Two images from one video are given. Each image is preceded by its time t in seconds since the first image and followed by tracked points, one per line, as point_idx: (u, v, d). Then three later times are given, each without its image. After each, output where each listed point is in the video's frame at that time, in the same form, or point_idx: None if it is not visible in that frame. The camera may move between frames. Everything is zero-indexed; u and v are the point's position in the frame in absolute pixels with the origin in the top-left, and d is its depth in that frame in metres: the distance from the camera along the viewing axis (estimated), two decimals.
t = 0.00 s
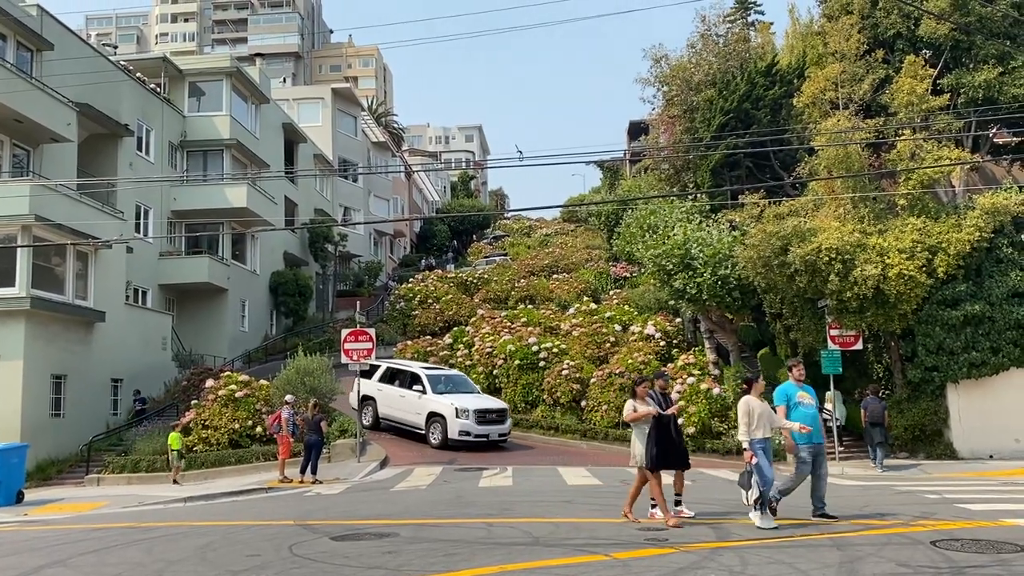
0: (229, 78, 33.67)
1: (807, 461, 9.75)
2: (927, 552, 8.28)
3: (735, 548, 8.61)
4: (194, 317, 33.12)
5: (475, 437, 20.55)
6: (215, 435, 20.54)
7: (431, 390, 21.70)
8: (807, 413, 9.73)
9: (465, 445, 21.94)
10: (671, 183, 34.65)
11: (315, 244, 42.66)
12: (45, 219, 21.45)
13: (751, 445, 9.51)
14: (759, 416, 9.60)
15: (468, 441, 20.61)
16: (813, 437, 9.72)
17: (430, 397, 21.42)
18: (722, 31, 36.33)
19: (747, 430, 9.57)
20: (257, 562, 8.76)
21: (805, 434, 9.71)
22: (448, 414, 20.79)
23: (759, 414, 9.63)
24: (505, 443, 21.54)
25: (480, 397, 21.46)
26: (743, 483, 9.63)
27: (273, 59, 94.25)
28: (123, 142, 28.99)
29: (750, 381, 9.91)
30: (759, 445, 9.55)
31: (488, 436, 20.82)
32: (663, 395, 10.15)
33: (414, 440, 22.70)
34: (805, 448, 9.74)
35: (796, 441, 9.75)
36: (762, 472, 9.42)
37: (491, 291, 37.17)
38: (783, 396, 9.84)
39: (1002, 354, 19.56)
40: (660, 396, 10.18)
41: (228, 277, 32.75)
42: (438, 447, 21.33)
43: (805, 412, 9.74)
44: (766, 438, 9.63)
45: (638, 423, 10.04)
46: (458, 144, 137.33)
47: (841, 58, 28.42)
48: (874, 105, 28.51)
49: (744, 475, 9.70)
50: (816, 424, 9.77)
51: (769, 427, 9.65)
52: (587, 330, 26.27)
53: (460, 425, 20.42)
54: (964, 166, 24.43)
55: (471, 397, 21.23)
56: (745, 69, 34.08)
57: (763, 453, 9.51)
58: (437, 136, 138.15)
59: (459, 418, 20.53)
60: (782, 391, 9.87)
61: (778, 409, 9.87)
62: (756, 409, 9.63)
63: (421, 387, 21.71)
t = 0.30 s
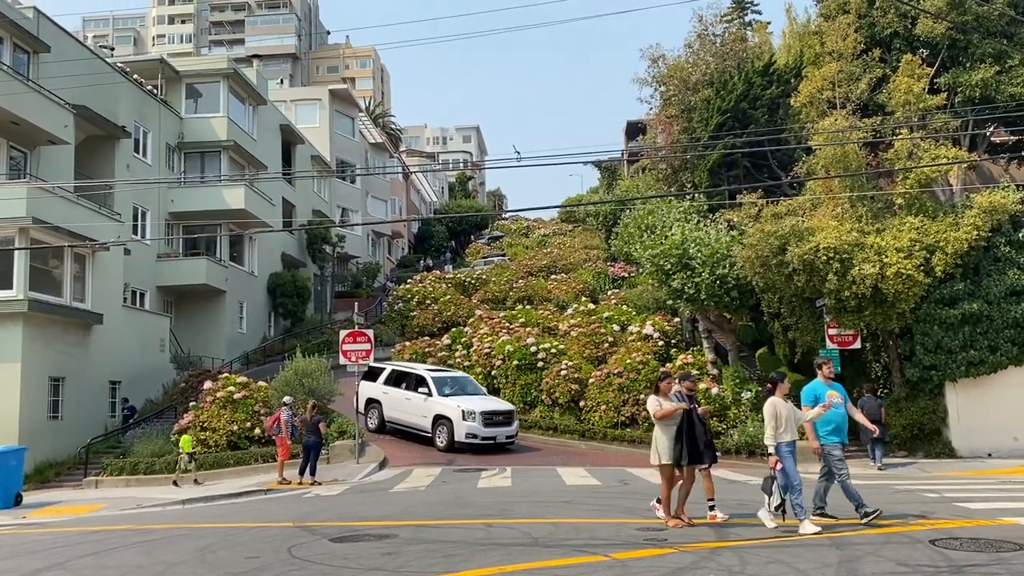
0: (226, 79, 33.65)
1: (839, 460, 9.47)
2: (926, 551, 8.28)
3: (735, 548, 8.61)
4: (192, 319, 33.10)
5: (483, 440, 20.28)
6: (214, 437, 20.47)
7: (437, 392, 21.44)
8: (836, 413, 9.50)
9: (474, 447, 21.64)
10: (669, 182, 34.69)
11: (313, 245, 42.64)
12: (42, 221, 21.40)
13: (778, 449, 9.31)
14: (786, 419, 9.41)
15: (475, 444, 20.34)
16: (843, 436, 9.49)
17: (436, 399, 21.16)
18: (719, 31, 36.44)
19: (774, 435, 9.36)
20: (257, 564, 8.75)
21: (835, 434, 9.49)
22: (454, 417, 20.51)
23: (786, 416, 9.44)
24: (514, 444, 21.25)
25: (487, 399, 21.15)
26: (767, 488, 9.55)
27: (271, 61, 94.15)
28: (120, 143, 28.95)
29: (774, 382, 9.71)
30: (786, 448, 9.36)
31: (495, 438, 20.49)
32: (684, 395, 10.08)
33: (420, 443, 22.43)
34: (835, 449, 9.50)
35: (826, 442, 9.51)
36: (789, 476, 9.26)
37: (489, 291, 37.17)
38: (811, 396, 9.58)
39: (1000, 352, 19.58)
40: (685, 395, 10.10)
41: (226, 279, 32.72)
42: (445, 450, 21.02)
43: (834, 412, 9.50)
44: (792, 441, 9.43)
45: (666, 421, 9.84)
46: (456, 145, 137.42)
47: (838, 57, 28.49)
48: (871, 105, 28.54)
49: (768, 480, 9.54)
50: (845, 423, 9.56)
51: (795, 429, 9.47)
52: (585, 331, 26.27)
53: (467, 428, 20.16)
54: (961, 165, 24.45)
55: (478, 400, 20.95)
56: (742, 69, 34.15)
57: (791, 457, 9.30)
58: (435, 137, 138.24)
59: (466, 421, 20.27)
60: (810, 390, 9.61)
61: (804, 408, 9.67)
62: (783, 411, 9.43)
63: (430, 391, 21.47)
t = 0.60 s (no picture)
0: (224, 81, 33.63)
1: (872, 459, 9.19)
2: (927, 550, 8.27)
3: (735, 547, 8.61)
4: (190, 320, 33.08)
5: (490, 442, 19.96)
6: (214, 439, 20.46)
7: (444, 394, 21.16)
8: (869, 410, 9.18)
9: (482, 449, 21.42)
10: (667, 182, 34.71)
11: (312, 246, 42.63)
12: (41, 223, 21.39)
13: (804, 447, 9.09)
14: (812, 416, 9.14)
15: (483, 446, 20.03)
16: (877, 433, 9.16)
17: (443, 401, 20.90)
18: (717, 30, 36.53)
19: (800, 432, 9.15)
20: (257, 566, 8.75)
21: (870, 432, 9.16)
22: (461, 419, 20.25)
23: (812, 413, 9.17)
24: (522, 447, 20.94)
25: (494, 401, 20.90)
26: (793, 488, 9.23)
27: (269, 62, 94.11)
28: (118, 145, 28.93)
29: (802, 379, 9.48)
30: (812, 446, 9.12)
31: (503, 440, 20.18)
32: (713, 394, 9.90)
33: (428, 446, 22.16)
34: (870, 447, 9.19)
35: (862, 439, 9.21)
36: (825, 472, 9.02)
37: (489, 291, 37.17)
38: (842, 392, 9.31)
39: (999, 351, 19.60)
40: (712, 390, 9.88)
41: (224, 280, 32.69)
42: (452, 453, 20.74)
43: (867, 408, 9.19)
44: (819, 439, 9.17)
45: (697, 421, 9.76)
46: (455, 146, 137.41)
47: (836, 56, 28.55)
48: (869, 104, 28.56)
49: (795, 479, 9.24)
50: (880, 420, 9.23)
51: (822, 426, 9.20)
52: (585, 331, 26.25)
53: (474, 429, 19.84)
54: (960, 164, 24.46)
55: (485, 401, 20.65)
56: (740, 68, 34.14)
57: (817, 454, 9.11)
58: (434, 138, 138.29)
59: (474, 423, 19.95)
60: (841, 387, 9.34)
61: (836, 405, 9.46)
62: (809, 408, 9.18)
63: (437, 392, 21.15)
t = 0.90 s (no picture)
0: (224, 82, 33.62)
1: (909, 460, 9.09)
2: (928, 550, 8.26)
3: (735, 548, 8.62)
4: (191, 322, 33.10)
5: (499, 445, 19.69)
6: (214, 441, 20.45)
7: (452, 397, 20.92)
8: (905, 411, 9.07)
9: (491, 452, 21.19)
10: (667, 182, 34.73)
11: (312, 247, 42.62)
12: (41, 225, 21.41)
13: (836, 451, 8.93)
14: (846, 419, 8.96)
15: (492, 449, 19.77)
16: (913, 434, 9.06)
17: (450, 404, 20.64)
18: (717, 31, 36.54)
19: (831, 434, 8.98)
20: (258, 568, 8.75)
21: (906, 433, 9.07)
22: (469, 421, 19.99)
23: (846, 416, 8.99)
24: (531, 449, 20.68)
25: (503, 402, 20.63)
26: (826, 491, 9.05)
27: (269, 64, 94.12)
28: (118, 147, 28.94)
29: (836, 379, 9.18)
30: (845, 450, 8.95)
31: (512, 443, 19.91)
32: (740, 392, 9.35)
33: (437, 450, 21.88)
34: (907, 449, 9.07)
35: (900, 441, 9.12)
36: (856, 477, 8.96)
37: (489, 292, 37.18)
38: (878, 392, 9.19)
39: (999, 350, 19.61)
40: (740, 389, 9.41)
41: (224, 282, 32.69)
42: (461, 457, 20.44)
43: (904, 409, 9.08)
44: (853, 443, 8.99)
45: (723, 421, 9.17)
46: (455, 146, 137.37)
47: (835, 56, 28.59)
48: (869, 103, 28.58)
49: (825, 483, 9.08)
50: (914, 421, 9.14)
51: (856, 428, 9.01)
52: (585, 331, 26.24)
53: (482, 432, 19.59)
54: (959, 163, 24.46)
55: (495, 404, 20.39)
56: (740, 68, 34.13)
57: (851, 458, 8.93)
58: (434, 139, 138.39)
59: (482, 426, 19.69)
60: (876, 386, 9.22)
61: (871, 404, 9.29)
62: (842, 410, 9.01)
63: (445, 395, 20.92)
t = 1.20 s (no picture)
0: (224, 84, 33.63)
1: (951, 460, 8.84)
2: (930, 550, 8.26)
3: (738, 549, 8.61)
4: (192, 324, 33.11)
5: (507, 448, 19.52)
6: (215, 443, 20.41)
7: (460, 399, 20.70)
8: (949, 409, 8.87)
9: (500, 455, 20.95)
10: (668, 183, 34.71)
11: (312, 249, 42.62)
12: (42, 228, 21.42)
13: (873, 449, 8.60)
14: (883, 416, 8.64)
15: (500, 452, 19.60)
16: (957, 433, 8.85)
17: (458, 406, 20.43)
18: (717, 31, 36.53)
19: (869, 433, 8.67)
20: (260, 570, 8.75)
21: (950, 432, 8.85)
22: (477, 424, 19.79)
23: (884, 414, 8.67)
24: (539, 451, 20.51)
25: (510, 404, 20.46)
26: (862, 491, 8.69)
27: (269, 65, 94.13)
28: (119, 149, 28.96)
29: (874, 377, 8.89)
30: (883, 449, 8.61)
31: (520, 445, 19.80)
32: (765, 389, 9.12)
33: (445, 453, 21.64)
34: (949, 448, 8.82)
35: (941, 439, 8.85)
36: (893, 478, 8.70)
37: (490, 294, 37.27)
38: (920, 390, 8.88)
39: (1001, 350, 19.62)
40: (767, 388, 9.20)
41: (225, 284, 32.70)
42: (468, 460, 20.20)
43: (947, 407, 8.87)
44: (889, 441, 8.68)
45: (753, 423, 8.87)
46: (455, 147, 137.29)
47: (836, 56, 28.57)
48: (870, 104, 28.58)
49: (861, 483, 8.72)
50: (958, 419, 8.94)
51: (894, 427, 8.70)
52: (586, 332, 26.21)
53: (491, 435, 19.41)
54: (960, 163, 24.44)
55: (503, 406, 20.22)
56: (740, 69, 34.11)
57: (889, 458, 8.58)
58: (434, 140, 138.48)
59: (490, 429, 19.53)
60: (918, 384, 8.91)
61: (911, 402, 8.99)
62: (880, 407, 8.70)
63: (452, 397, 20.69)
